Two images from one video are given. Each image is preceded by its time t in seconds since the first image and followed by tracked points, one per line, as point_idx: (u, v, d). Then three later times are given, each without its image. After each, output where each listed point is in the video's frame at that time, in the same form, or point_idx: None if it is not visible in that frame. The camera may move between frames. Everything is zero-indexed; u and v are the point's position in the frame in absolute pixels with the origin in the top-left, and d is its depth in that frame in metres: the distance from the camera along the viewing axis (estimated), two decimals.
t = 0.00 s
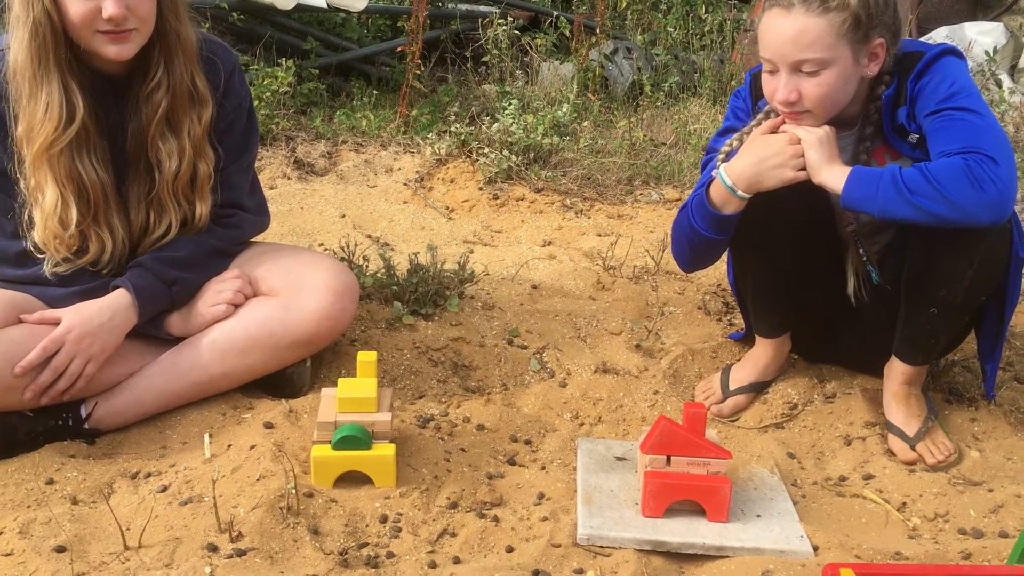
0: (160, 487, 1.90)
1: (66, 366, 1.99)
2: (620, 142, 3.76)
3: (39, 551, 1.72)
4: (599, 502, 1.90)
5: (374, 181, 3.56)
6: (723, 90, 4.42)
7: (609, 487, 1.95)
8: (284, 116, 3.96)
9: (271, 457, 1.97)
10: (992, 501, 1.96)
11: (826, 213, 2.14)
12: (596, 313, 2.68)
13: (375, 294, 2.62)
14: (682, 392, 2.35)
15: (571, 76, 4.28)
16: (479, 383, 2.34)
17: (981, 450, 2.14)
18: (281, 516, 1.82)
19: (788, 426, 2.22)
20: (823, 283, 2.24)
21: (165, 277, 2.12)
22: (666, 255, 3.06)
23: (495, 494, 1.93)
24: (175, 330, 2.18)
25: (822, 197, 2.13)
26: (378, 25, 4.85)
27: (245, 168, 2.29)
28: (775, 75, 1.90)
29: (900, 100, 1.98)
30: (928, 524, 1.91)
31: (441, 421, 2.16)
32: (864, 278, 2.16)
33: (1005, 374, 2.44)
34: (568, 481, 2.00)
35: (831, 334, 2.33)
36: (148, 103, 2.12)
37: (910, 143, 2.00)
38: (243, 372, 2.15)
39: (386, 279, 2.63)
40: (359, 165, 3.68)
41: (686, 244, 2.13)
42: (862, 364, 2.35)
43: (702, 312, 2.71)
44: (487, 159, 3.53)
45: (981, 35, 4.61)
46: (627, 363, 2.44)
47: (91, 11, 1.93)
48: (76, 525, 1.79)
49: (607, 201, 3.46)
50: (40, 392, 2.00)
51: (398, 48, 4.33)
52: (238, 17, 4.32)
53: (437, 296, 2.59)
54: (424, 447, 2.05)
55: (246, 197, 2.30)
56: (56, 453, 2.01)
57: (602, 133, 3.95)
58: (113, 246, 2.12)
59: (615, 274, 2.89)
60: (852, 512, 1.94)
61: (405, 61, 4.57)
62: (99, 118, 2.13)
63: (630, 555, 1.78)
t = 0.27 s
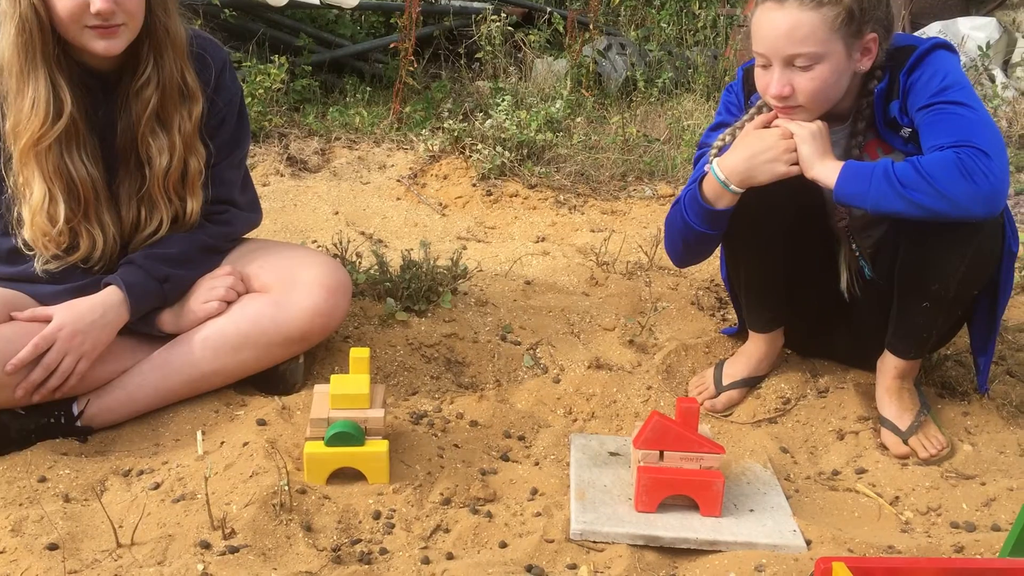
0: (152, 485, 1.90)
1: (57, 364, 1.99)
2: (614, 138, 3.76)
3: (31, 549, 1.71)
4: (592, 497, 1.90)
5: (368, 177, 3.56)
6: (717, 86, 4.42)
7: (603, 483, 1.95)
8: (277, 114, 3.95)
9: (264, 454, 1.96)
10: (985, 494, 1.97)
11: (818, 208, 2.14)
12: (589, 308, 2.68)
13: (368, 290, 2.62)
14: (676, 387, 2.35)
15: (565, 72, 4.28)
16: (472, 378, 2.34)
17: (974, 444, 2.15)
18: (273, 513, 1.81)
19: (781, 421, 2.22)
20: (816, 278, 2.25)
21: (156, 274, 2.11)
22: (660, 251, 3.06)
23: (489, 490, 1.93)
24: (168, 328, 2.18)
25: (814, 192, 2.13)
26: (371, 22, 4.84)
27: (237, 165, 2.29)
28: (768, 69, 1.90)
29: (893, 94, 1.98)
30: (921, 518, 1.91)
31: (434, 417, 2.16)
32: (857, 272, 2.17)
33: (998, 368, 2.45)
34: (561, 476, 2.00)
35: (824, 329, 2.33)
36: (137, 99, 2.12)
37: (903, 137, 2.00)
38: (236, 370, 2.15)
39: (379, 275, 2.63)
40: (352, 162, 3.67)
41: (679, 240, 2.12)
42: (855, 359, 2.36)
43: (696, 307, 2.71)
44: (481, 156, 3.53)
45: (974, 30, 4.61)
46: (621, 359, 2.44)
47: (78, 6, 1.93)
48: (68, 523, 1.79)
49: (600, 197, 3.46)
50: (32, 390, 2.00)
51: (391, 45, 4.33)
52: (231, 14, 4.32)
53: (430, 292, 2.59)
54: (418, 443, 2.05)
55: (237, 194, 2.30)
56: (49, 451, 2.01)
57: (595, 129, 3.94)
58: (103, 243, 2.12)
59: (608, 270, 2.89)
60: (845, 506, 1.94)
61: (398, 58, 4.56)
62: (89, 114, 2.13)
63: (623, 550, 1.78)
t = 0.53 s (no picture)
0: (140, 482, 1.89)
1: (44, 361, 1.98)
2: (603, 134, 3.76)
3: (17, 547, 1.70)
4: (581, 493, 1.90)
5: (356, 174, 3.55)
6: (706, 82, 4.43)
7: (591, 478, 1.95)
8: (266, 110, 3.94)
9: (252, 451, 1.96)
10: (972, 488, 1.98)
11: (806, 204, 2.15)
12: (578, 304, 2.68)
13: (356, 287, 2.61)
14: (664, 383, 2.35)
15: (554, 68, 4.28)
16: (461, 375, 2.34)
17: (961, 438, 2.16)
18: (261, 509, 1.81)
19: (769, 416, 2.23)
20: (804, 273, 2.25)
21: (143, 271, 2.10)
22: (649, 246, 3.06)
23: (477, 486, 1.93)
24: (155, 324, 2.17)
25: (802, 188, 2.13)
26: (360, 17, 4.83)
27: (224, 161, 2.28)
28: (756, 66, 1.90)
29: (880, 90, 1.98)
30: (908, 512, 1.92)
31: (422, 414, 2.15)
32: (845, 267, 2.17)
33: (985, 363, 2.46)
34: (550, 472, 2.00)
35: (812, 325, 2.34)
36: (123, 95, 2.10)
37: (890, 133, 2.01)
38: (224, 367, 2.14)
39: (368, 272, 2.62)
40: (341, 158, 3.67)
41: (668, 236, 2.12)
42: (843, 355, 2.36)
43: (684, 303, 2.71)
44: (470, 152, 3.53)
45: (962, 26, 4.63)
46: (609, 354, 2.44)
47: (63, 2, 1.91)
48: (55, 521, 1.78)
49: (589, 193, 3.46)
50: (18, 387, 1.99)
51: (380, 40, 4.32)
52: (219, 10, 4.30)
53: (419, 289, 2.58)
54: (406, 439, 2.05)
55: (224, 190, 2.29)
56: (35, 449, 2.00)
57: (585, 125, 3.94)
58: (90, 240, 2.11)
59: (597, 266, 2.89)
60: (832, 501, 1.95)
61: (387, 54, 4.55)
62: (74, 110, 2.12)
63: (611, 546, 1.78)
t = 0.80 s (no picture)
0: (123, 476, 1.88)
1: (26, 354, 1.96)
2: (589, 128, 3.76)
3: None
4: (566, 486, 1.90)
5: (342, 167, 3.54)
6: (692, 77, 4.44)
7: (577, 471, 1.95)
8: (250, 103, 3.92)
9: (236, 445, 1.95)
10: (955, 481, 1.99)
11: (792, 198, 2.16)
12: (564, 298, 2.68)
13: (342, 280, 2.60)
14: (650, 376, 2.35)
15: (541, 63, 4.27)
16: (447, 368, 2.33)
17: (944, 431, 2.17)
18: (246, 503, 1.80)
19: (754, 410, 2.24)
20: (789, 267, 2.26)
21: (127, 263, 2.09)
22: (635, 240, 3.06)
23: (463, 480, 1.93)
24: (139, 317, 2.15)
25: (788, 182, 2.14)
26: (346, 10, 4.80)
27: (208, 153, 2.27)
28: (743, 60, 1.90)
29: (866, 84, 1.99)
30: (892, 505, 1.93)
31: (408, 407, 2.15)
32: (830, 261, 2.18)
33: (968, 357, 2.48)
34: (536, 466, 2.00)
35: (797, 318, 2.35)
36: (107, 86, 2.09)
37: (876, 127, 2.02)
38: (208, 360, 2.13)
39: (353, 265, 2.61)
40: (327, 151, 3.65)
41: (654, 229, 2.13)
42: (828, 348, 2.38)
43: (670, 297, 2.72)
44: (456, 146, 3.52)
45: (946, 22, 4.66)
46: (595, 348, 2.45)
47: None
48: (37, 515, 1.77)
49: (576, 187, 3.46)
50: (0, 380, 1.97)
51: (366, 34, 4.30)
52: (203, 2, 4.27)
53: (405, 282, 2.58)
54: (392, 433, 2.05)
55: (209, 182, 2.28)
56: (17, 443, 1.98)
57: (571, 119, 3.94)
58: (73, 232, 2.09)
59: (583, 260, 2.90)
60: (817, 493, 1.96)
61: (373, 47, 4.53)
62: (57, 101, 2.10)
63: (597, 538, 1.78)
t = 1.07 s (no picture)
0: (102, 473, 1.86)
1: (4, 350, 1.93)
2: (574, 125, 3.76)
3: None
4: (550, 484, 1.90)
5: (326, 163, 3.52)
6: (677, 74, 4.44)
7: (560, 469, 1.95)
8: (233, 97, 3.89)
9: (217, 442, 1.93)
10: (936, 479, 2.00)
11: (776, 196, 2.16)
12: (548, 295, 2.67)
13: (325, 277, 2.59)
14: (634, 374, 2.35)
15: (526, 59, 4.26)
16: (430, 365, 2.32)
17: (926, 429, 2.18)
18: (226, 501, 1.78)
19: (737, 408, 2.24)
20: (773, 264, 2.26)
21: (107, 259, 2.06)
22: (619, 238, 3.06)
23: (446, 478, 1.92)
24: (119, 313, 2.13)
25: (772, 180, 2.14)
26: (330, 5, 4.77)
27: (189, 148, 2.24)
28: (733, 56, 1.90)
29: (848, 83, 2.00)
30: (874, 502, 1.94)
31: (391, 405, 2.14)
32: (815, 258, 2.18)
33: (949, 355, 2.49)
34: (519, 463, 2.00)
35: (780, 316, 2.35)
36: (86, 80, 2.06)
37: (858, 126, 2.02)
38: (189, 356, 2.11)
39: (336, 262, 2.60)
40: (310, 147, 3.63)
41: (638, 227, 2.12)
42: (811, 346, 2.38)
43: (654, 294, 2.71)
44: (440, 142, 3.51)
45: (929, 21, 4.68)
46: (579, 346, 2.44)
47: None
48: (14, 513, 1.74)
49: (561, 184, 3.45)
50: None
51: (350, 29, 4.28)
52: None
53: (388, 279, 2.56)
54: (375, 430, 2.04)
55: (190, 177, 2.25)
56: None
57: (556, 116, 3.94)
58: (51, 227, 2.07)
59: (567, 257, 2.89)
60: (799, 491, 1.96)
61: (358, 42, 4.51)
62: (36, 95, 2.07)
63: (580, 536, 1.78)
